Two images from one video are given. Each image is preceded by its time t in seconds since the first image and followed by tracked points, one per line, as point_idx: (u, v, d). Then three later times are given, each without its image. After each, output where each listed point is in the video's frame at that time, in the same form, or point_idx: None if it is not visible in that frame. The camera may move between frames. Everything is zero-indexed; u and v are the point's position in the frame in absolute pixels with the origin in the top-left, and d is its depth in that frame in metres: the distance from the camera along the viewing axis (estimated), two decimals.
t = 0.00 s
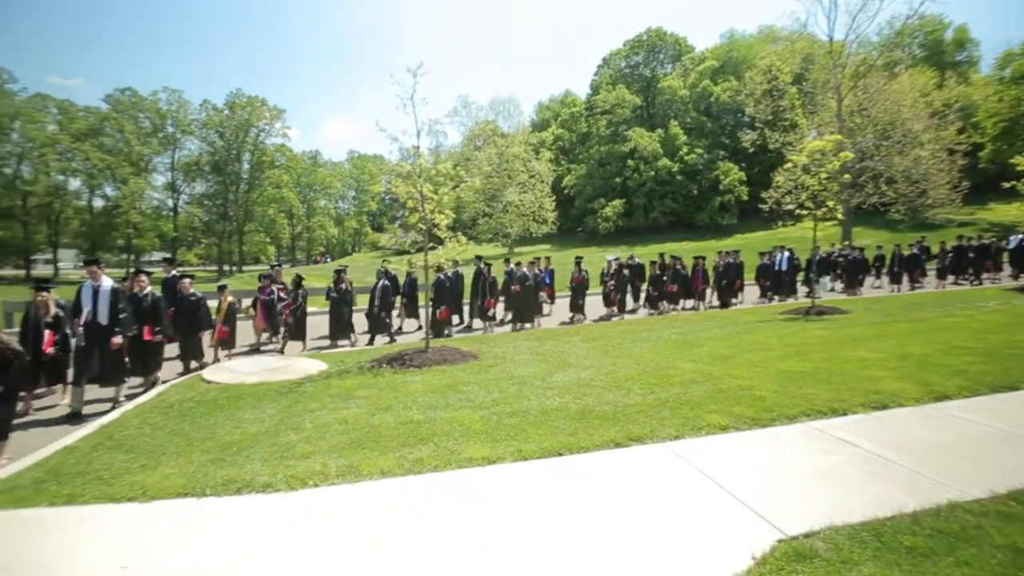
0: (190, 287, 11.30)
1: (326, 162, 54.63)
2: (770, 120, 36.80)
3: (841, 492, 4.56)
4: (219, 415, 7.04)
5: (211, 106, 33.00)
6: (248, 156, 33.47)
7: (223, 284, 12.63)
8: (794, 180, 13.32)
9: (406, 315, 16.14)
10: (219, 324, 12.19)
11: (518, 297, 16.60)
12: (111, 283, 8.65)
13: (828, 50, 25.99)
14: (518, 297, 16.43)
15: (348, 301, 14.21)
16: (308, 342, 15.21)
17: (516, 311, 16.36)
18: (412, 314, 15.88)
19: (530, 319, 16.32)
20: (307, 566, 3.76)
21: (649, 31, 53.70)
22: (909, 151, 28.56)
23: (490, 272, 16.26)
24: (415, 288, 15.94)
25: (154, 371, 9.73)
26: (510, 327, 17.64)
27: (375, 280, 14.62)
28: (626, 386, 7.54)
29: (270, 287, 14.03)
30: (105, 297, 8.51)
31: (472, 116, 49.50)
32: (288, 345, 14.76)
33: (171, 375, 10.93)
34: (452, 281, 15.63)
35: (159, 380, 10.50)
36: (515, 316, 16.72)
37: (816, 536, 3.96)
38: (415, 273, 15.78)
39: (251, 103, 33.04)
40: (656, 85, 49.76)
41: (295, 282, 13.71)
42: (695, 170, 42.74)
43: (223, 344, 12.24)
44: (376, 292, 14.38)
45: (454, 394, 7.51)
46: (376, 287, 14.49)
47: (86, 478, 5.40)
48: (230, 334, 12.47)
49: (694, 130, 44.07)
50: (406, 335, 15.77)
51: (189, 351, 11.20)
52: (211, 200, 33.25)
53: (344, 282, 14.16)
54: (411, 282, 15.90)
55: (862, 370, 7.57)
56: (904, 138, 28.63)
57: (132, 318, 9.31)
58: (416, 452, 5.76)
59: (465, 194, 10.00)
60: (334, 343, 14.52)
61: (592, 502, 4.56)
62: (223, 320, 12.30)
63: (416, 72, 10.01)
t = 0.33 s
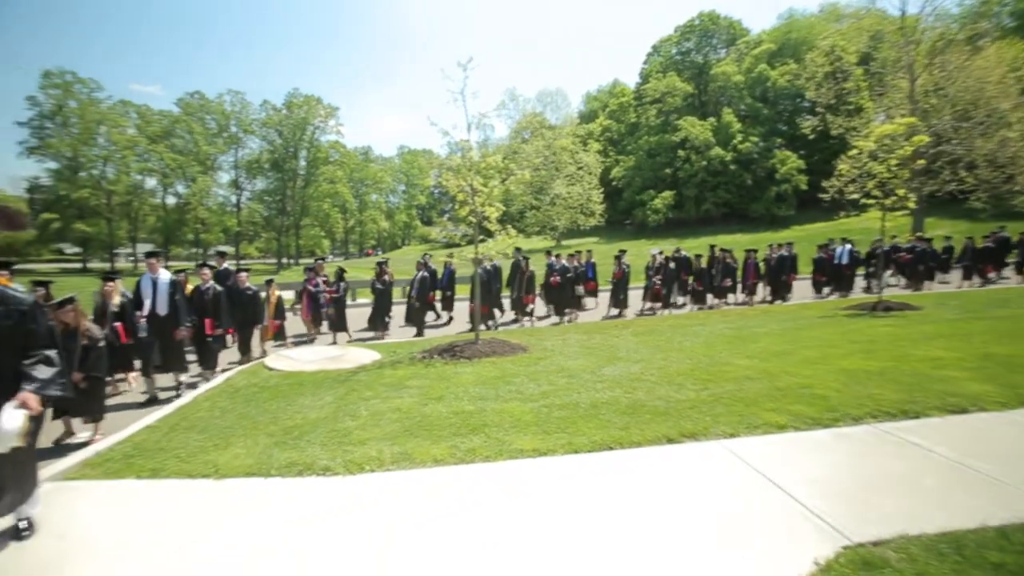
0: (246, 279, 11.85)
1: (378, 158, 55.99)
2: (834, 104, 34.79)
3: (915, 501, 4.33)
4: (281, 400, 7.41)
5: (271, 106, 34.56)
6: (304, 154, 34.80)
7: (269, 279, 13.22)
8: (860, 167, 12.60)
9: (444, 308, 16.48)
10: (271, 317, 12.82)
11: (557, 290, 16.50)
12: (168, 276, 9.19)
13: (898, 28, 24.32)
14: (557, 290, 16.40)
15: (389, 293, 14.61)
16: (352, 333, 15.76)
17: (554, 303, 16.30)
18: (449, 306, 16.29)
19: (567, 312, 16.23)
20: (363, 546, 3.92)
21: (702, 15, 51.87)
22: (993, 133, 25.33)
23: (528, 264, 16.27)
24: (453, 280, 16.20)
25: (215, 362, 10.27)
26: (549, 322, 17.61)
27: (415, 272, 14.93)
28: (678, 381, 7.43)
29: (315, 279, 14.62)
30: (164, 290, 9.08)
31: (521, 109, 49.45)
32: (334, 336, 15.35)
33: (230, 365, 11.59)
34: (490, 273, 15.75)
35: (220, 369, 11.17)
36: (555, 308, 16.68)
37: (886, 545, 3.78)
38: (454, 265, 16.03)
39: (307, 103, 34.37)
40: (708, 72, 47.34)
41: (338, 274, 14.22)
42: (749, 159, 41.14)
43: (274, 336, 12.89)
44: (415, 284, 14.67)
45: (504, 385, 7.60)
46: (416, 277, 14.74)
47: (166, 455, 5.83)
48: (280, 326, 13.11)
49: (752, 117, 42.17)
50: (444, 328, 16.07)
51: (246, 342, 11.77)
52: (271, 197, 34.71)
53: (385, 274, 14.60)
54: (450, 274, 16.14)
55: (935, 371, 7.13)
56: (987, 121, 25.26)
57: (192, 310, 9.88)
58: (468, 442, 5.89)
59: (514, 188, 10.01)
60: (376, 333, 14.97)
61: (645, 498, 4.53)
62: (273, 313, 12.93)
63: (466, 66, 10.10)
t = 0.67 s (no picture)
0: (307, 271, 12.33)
1: (433, 151, 56.82)
2: (915, 84, 32.24)
3: (1013, 514, 3.96)
4: (346, 387, 7.73)
5: (333, 104, 35.64)
6: (364, 149, 35.21)
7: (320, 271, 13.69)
8: (947, 152, 11.64)
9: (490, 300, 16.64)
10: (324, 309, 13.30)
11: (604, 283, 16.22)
12: (233, 268, 9.60)
13: None
14: (604, 283, 16.16)
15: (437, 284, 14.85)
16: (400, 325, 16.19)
17: (602, 296, 16.07)
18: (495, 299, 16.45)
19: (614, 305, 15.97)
20: (427, 531, 4.02)
21: None
22: None
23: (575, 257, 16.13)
24: (499, 272, 16.31)
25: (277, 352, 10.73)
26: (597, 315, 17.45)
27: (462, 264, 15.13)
28: (741, 377, 7.18)
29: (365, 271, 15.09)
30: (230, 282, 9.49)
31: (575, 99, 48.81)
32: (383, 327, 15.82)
33: (288, 354, 12.15)
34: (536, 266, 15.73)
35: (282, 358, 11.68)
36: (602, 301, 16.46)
37: (977, 559, 3.49)
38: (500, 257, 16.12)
39: (366, 100, 34.89)
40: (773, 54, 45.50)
41: (386, 267, 14.55)
42: (817, 145, 38.93)
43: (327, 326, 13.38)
44: (462, 276, 14.87)
45: (561, 377, 7.62)
46: (462, 270, 14.95)
47: (242, 435, 6.20)
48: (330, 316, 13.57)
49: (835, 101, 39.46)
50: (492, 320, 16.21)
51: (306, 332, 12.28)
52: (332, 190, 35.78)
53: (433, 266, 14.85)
54: (496, 267, 16.23)
55: None
56: None
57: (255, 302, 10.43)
58: (526, 432, 5.93)
59: (571, 179, 9.91)
60: (424, 324, 15.31)
61: (711, 498, 4.39)
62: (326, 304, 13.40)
63: (522, 57, 10.04)
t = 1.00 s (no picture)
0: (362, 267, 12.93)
1: (495, 144, 57.09)
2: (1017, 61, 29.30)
3: None
4: (412, 373, 8.01)
5: (398, 99, 36.45)
6: (427, 143, 35.76)
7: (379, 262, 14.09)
8: None
9: (543, 292, 16.65)
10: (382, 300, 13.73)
11: (659, 276, 15.82)
12: (303, 260, 9.99)
13: None
14: (659, 276, 15.80)
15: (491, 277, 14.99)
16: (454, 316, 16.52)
17: (657, 290, 15.71)
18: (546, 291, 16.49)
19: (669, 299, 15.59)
20: (490, 515, 4.10)
21: None
22: None
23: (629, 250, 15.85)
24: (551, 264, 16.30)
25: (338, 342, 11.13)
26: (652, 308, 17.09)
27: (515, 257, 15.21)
28: (815, 373, 6.87)
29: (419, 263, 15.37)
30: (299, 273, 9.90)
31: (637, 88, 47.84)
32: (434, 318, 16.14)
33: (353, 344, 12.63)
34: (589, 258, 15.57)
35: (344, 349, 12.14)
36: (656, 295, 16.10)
37: None
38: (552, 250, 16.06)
39: (430, 94, 35.26)
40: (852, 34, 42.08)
41: (439, 259, 14.76)
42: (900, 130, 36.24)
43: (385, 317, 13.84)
44: (514, 268, 14.94)
45: (624, 368, 7.57)
46: (515, 261, 15.02)
47: (317, 416, 6.57)
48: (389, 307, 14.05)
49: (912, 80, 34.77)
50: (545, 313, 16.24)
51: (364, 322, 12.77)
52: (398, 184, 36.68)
53: (486, 258, 14.99)
54: (548, 259, 16.21)
55: None
56: None
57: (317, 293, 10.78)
58: (589, 423, 5.93)
59: (636, 169, 9.72)
60: (476, 315, 15.52)
61: (779, 502, 4.18)
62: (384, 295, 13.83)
63: (586, 46, 9.92)
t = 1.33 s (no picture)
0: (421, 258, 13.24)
1: (559, 137, 56.78)
2: None
3: None
4: (481, 363, 8.25)
5: (465, 95, 36.13)
6: (494, 136, 35.47)
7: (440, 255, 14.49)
8: None
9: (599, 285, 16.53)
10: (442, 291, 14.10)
11: (721, 271, 15.26)
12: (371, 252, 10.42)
13: None
14: (722, 269, 15.27)
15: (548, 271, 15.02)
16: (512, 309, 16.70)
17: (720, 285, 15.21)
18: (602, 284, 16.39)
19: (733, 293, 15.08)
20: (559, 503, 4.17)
21: None
22: None
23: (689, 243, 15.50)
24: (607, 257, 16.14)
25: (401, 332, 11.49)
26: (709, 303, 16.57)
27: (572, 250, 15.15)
28: (901, 374, 6.50)
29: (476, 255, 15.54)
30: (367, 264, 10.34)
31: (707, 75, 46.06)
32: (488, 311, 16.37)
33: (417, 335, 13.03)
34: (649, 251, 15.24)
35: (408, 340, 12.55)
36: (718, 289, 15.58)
37: None
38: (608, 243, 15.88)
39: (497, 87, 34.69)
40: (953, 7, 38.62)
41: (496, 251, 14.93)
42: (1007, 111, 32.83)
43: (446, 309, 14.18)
44: (572, 261, 14.88)
45: (694, 363, 7.46)
46: (573, 255, 14.98)
47: (393, 401, 6.93)
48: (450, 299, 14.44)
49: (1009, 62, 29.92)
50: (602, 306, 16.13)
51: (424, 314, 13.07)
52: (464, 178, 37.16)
53: (543, 251, 15.04)
54: (605, 252, 16.04)
55: None
56: None
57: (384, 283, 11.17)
58: (657, 417, 5.92)
59: (709, 158, 9.46)
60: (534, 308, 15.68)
61: (860, 501, 4.08)
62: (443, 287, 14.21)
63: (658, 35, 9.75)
